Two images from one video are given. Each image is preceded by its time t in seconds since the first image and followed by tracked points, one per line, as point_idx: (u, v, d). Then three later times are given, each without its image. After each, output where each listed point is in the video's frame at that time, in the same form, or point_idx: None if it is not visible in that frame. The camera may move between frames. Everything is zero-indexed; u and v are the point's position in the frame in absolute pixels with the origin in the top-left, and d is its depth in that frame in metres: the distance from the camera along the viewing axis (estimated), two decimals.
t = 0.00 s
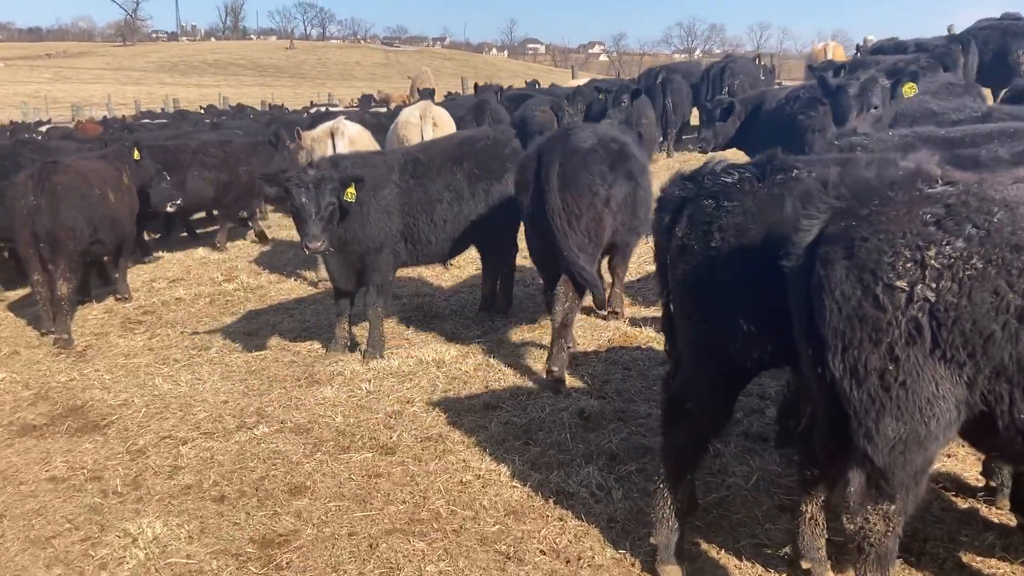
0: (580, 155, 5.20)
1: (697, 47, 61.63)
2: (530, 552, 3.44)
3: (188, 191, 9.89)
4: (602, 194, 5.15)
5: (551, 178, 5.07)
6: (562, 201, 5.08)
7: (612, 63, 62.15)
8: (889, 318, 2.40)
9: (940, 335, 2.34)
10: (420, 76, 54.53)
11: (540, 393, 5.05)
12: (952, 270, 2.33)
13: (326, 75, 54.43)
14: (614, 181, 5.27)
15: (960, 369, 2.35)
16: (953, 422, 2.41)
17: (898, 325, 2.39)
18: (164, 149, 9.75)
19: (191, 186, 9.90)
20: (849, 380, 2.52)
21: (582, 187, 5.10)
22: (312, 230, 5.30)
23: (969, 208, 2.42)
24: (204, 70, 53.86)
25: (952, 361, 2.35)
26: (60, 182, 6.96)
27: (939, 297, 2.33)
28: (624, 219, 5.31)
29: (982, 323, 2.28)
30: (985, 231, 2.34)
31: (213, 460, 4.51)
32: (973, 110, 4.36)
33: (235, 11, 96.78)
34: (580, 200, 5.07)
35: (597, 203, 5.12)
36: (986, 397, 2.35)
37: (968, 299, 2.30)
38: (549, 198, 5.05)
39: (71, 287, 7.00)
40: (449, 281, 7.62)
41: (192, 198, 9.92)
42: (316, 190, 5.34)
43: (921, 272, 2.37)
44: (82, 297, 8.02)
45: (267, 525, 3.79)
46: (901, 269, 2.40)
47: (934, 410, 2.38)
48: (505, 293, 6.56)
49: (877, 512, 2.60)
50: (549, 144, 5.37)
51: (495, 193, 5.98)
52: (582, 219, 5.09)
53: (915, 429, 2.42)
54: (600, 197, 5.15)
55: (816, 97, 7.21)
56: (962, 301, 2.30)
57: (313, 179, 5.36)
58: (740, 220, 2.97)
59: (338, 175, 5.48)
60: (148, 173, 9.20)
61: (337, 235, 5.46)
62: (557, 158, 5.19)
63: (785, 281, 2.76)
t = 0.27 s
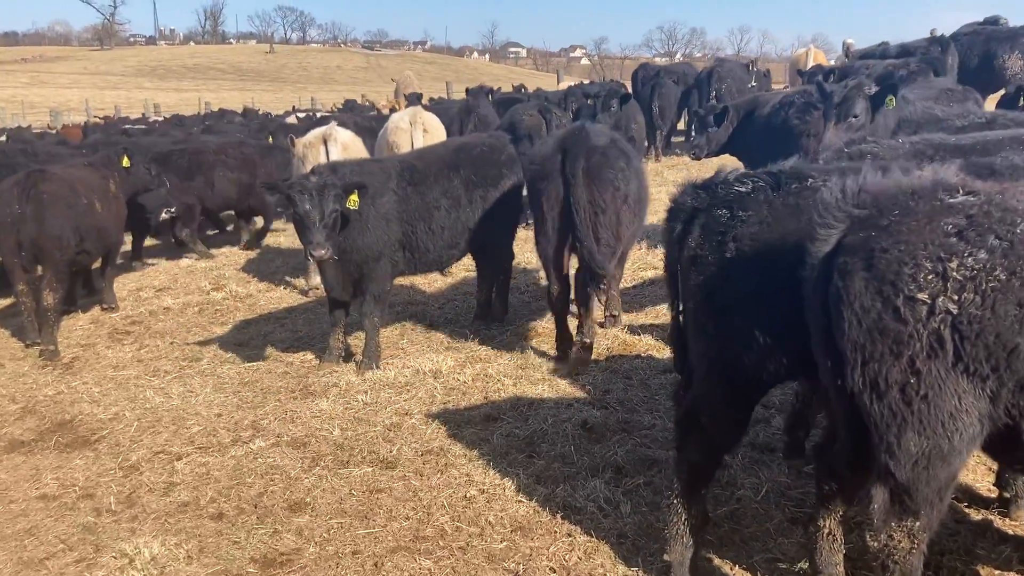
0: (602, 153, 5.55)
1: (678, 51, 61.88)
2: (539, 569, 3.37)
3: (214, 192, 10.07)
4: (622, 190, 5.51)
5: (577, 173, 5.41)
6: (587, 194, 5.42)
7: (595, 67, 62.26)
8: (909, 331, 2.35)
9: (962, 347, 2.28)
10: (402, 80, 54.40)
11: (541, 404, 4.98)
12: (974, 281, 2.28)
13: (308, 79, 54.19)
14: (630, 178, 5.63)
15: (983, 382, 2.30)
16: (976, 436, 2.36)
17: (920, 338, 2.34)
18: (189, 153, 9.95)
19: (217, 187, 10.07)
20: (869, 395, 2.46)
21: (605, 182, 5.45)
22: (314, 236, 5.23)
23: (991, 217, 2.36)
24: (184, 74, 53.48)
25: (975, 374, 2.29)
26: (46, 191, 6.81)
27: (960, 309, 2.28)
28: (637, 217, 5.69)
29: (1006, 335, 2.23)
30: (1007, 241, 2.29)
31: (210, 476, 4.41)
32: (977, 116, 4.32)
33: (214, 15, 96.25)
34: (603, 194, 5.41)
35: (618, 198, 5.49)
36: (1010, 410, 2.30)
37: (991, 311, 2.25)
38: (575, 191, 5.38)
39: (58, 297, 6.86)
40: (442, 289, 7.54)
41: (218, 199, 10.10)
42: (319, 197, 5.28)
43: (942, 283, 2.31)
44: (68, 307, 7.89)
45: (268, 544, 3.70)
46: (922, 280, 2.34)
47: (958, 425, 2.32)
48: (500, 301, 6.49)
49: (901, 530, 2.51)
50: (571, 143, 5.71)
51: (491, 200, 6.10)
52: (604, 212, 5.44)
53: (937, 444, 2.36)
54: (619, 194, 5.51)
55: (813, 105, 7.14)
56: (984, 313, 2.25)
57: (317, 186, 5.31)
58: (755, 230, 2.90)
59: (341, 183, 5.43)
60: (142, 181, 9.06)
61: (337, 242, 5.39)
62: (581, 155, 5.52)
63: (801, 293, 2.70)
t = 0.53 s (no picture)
0: (613, 159, 5.77)
1: (663, 56, 62.10)
2: None
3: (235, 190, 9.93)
4: (632, 195, 5.81)
5: (596, 182, 5.64)
6: (605, 202, 5.68)
7: (581, 72, 62.38)
8: (928, 339, 2.26)
9: (984, 355, 2.20)
10: (388, 85, 54.32)
11: (542, 412, 4.92)
12: (996, 287, 2.19)
13: (293, 84, 54.02)
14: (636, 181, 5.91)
15: (1006, 390, 2.22)
16: (1000, 444, 2.28)
17: (940, 345, 2.25)
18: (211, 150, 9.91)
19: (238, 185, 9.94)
20: (886, 403, 2.38)
21: (619, 190, 5.73)
22: (314, 242, 5.18)
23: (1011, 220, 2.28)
24: (168, 80, 53.21)
25: (997, 383, 2.21)
26: (34, 198, 6.70)
27: (981, 316, 2.20)
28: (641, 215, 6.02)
29: None
30: None
31: (207, 488, 4.33)
32: (982, 120, 4.30)
33: (199, 20, 95.90)
34: (619, 203, 5.71)
35: (630, 203, 5.77)
36: None
37: (1014, 318, 2.16)
38: (595, 201, 5.64)
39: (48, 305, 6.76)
40: (437, 295, 7.49)
41: (238, 198, 9.92)
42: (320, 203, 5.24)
43: (962, 290, 2.23)
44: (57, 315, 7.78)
45: (269, 558, 3.62)
46: (942, 287, 2.26)
47: (981, 435, 2.24)
48: (497, 308, 6.45)
49: (923, 541, 2.45)
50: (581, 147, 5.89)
51: (490, 206, 6.14)
52: (619, 218, 5.74)
53: (959, 455, 2.28)
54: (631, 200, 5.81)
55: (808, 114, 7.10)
56: (1006, 320, 2.17)
57: (319, 192, 5.28)
58: (770, 235, 2.84)
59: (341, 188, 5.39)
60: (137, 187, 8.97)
61: (337, 249, 5.34)
62: (594, 161, 5.72)
63: (816, 297, 2.63)
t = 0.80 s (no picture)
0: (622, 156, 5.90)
1: (656, 63, 62.23)
2: None
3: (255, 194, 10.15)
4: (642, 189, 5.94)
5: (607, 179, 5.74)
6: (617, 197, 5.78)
7: (574, 78, 62.44)
8: (962, 349, 2.21)
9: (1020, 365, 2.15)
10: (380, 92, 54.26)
11: (550, 421, 4.86)
12: None
13: (286, 90, 53.92)
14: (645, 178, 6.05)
15: None
16: None
17: (974, 356, 2.20)
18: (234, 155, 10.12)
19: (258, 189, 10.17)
20: (916, 415, 2.32)
21: (631, 184, 5.85)
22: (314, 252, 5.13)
23: None
24: (160, 86, 53.04)
25: None
26: (32, 205, 6.63)
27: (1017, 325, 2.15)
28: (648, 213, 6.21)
29: None
30: None
31: (211, 501, 4.25)
32: (995, 125, 4.26)
33: (190, 26, 95.74)
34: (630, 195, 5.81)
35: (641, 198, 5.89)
36: None
37: None
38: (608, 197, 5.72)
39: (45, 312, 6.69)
40: (438, 302, 7.42)
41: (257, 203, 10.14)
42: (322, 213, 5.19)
43: (996, 298, 2.18)
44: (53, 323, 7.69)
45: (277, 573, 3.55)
46: (976, 296, 2.21)
47: (1016, 447, 2.19)
48: (500, 315, 6.40)
49: (955, 556, 2.41)
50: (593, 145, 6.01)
51: (494, 212, 6.15)
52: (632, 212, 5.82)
53: (994, 467, 2.23)
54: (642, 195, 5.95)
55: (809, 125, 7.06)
56: None
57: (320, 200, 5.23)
58: (793, 241, 2.81)
59: (344, 198, 5.32)
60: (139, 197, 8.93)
61: (341, 259, 5.25)
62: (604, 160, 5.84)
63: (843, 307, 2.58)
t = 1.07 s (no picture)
0: (631, 157, 6.47)
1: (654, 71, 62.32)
2: None
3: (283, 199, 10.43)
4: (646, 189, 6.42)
5: (609, 175, 6.34)
6: (617, 194, 6.32)
7: (571, 88, 62.49)
8: (1010, 363, 2.16)
9: None
10: (378, 101, 54.25)
11: (564, 432, 4.78)
12: None
13: (284, 100, 53.88)
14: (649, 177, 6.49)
15: None
16: None
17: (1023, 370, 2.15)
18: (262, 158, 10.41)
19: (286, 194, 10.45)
20: (961, 431, 2.27)
21: (634, 184, 6.37)
22: (308, 266, 5.04)
23: None
24: (158, 96, 52.99)
25: None
26: (41, 212, 6.68)
27: None
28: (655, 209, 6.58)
29: None
30: None
31: (221, 515, 4.17)
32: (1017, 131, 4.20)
33: (188, 36, 95.79)
34: (634, 194, 6.32)
35: (645, 197, 6.39)
36: None
37: None
38: (608, 192, 6.28)
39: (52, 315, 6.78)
40: (445, 312, 7.35)
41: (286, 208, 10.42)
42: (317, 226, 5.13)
43: None
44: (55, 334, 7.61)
45: None
46: None
47: None
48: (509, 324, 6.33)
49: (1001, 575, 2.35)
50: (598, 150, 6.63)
51: (503, 220, 6.13)
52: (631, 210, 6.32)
53: None
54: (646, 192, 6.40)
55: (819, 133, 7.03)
56: None
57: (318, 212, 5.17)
58: (825, 250, 2.78)
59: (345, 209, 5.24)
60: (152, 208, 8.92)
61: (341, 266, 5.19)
62: (613, 157, 6.45)
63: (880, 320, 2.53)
